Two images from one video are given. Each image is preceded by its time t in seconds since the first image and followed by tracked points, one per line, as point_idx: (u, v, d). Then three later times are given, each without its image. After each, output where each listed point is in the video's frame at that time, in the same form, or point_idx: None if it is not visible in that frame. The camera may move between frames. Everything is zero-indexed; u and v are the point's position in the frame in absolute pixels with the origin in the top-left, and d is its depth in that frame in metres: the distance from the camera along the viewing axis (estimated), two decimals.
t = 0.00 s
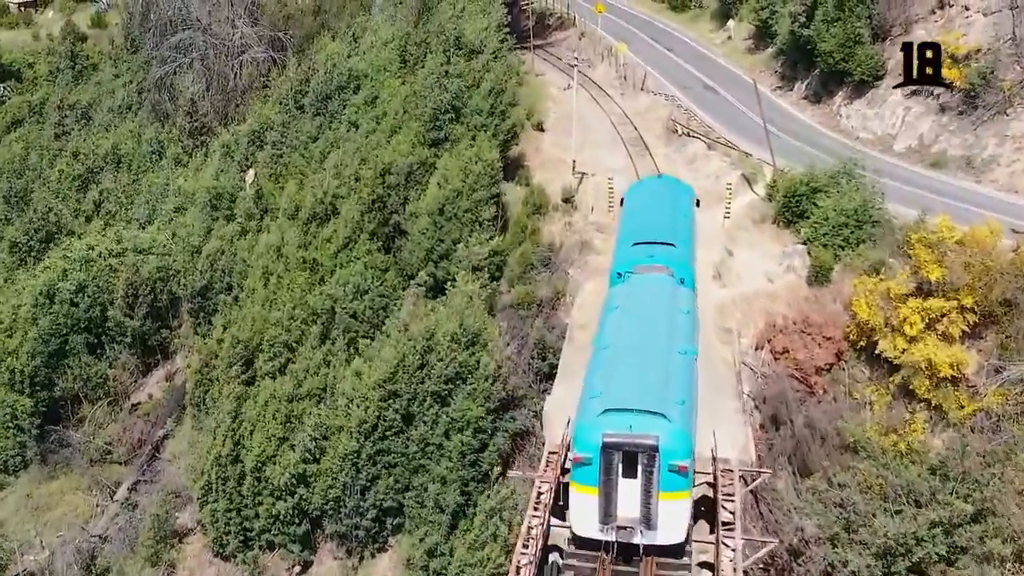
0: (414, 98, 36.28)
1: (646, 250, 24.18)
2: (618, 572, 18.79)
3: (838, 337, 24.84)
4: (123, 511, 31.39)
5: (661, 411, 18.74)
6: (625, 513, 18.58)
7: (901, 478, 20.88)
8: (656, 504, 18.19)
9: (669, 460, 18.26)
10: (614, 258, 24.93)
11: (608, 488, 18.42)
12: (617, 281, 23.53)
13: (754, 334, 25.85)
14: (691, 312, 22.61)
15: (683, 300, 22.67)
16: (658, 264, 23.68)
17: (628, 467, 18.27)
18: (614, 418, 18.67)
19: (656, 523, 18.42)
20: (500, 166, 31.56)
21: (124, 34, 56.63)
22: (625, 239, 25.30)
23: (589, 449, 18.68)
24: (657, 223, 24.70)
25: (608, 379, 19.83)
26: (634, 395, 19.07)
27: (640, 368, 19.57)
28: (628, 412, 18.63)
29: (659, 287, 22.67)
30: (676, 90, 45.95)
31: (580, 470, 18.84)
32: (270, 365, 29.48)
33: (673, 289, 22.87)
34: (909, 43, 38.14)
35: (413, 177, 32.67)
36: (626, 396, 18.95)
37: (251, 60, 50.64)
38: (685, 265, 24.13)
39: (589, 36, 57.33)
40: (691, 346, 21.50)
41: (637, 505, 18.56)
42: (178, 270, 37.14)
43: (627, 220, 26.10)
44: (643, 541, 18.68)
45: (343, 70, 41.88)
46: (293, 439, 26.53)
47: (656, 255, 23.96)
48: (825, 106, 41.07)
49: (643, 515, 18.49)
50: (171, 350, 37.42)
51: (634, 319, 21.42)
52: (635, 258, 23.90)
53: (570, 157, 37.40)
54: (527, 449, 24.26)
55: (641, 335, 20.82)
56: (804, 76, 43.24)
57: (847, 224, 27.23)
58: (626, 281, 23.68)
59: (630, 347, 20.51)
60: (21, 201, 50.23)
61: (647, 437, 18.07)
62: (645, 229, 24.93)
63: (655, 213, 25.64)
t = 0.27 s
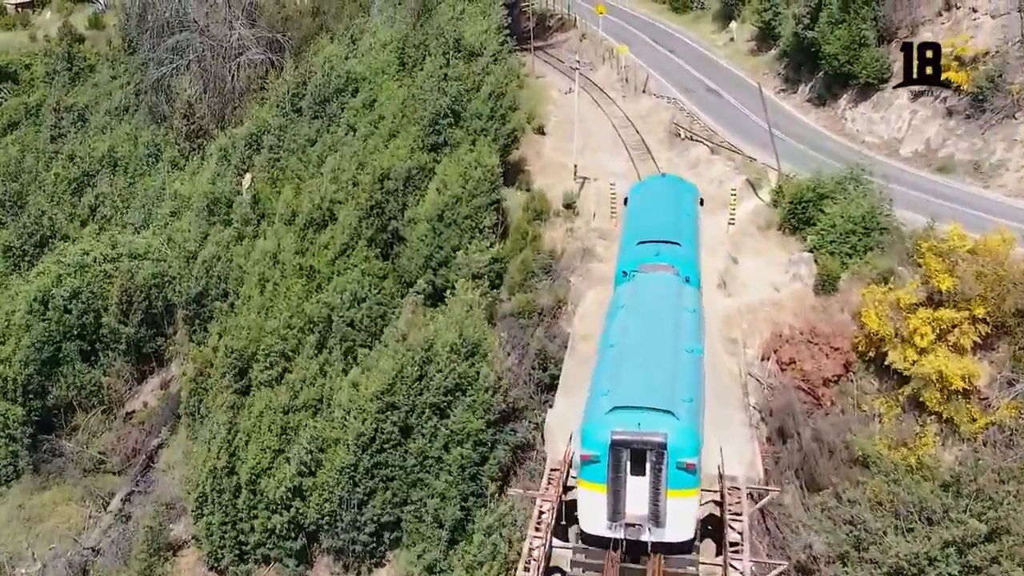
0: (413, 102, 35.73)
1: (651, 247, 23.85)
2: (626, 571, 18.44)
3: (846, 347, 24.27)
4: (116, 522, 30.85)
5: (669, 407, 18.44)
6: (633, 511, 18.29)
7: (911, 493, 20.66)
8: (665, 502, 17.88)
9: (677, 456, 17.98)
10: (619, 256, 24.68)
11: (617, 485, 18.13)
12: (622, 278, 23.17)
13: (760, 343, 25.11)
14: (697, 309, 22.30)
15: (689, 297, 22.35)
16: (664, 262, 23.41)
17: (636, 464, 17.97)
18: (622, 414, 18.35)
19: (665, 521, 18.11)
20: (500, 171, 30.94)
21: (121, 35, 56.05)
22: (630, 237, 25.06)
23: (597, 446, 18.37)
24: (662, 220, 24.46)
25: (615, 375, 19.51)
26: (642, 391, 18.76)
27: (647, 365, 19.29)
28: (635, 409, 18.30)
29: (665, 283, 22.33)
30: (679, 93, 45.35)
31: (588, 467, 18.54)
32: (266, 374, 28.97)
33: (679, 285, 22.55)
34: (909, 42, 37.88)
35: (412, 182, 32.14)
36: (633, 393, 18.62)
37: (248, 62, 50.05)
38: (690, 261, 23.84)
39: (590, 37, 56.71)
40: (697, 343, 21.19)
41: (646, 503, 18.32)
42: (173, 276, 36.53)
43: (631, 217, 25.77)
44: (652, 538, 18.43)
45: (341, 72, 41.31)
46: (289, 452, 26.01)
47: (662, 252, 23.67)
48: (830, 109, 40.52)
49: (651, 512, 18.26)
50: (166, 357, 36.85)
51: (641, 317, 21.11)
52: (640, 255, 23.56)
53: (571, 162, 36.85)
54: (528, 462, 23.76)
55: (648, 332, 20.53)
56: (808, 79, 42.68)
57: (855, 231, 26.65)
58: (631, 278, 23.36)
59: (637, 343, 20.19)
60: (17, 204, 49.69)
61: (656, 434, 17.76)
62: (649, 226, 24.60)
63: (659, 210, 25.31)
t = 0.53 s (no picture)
0: (411, 106, 35.21)
1: (657, 246, 23.65)
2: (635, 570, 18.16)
3: (855, 359, 23.67)
4: (110, 535, 30.28)
5: (678, 406, 18.21)
6: (642, 509, 18.14)
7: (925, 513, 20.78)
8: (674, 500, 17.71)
9: (687, 455, 17.75)
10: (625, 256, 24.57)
11: (626, 484, 17.91)
12: (628, 277, 22.93)
13: (767, 354, 24.56)
14: (705, 306, 22.04)
15: (696, 294, 22.11)
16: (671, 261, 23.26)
17: (645, 463, 17.78)
18: (631, 413, 18.13)
19: (674, 520, 17.92)
20: (500, 176, 30.36)
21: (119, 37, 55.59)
22: (636, 237, 24.97)
23: (605, 445, 18.15)
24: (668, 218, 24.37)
25: (623, 373, 19.29)
26: (650, 390, 18.53)
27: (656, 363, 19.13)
28: (644, 407, 18.13)
29: (672, 281, 22.04)
30: (681, 96, 44.76)
31: (597, 466, 18.36)
32: (261, 384, 28.54)
33: (685, 283, 22.32)
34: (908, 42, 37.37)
35: (410, 188, 31.54)
36: (642, 391, 18.45)
37: (246, 65, 49.52)
38: (696, 259, 23.65)
39: (591, 39, 56.13)
40: (705, 341, 20.95)
41: (655, 501, 18.12)
42: (168, 283, 35.96)
43: (636, 217, 25.57)
44: (660, 537, 18.28)
45: (338, 75, 40.75)
46: (285, 466, 25.47)
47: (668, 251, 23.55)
48: (835, 113, 39.97)
49: (660, 511, 18.08)
50: (161, 365, 36.28)
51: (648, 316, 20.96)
52: (645, 254, 23.34)
53: (573, 167, 36.32)
54: (530, 475, 23.22)
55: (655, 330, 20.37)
56: (813, 82, 42.13)
57: (862, 239, 26.09)
58: (638, 276, 23.13)
59: (644, 341, 19.96)
60: (12, 209, 49.17)
61: (665, 433, 17.53)
62: (655, 225, 24.40)
63: (665, 209, 25.11)
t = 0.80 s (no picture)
0: (411, 111, 34.64)
1: (662, 246, 23.69)
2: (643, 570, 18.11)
3: (864, 372, 23.08)
4: (102, 550, 29.84)
5: (685, 405, 18.31)
6: (651, 509, 18.12)
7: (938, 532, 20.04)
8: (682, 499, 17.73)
9: (694, 454, 17.85)
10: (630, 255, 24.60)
11: (634, 484, 17.97)
12: (633, 276, 22.97)
13: (773, 366, 24.01)
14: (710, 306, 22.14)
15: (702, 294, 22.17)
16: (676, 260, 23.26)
17: (653, 462, 17.82)
18: (639, 413, 18.23)
19: (682, 520, 17.95)
20: (500, 183, 29.80)
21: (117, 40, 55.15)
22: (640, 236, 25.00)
23: (613, 445, 18.21)
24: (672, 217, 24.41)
25: (631, 374, 19.37)
26: (658, 390, 18.62)
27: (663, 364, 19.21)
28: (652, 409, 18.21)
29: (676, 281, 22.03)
30: (684, 100, 44.16)
31: (605, 467, 18.44)
32: (256, 397, 28.14)
33: (691, 283, 22.39)
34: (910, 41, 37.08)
35: (409, 194, 30.95)
36: (649, 392, 18.54)
37: (243, 68, 48.96)
38: (701, 259, 23.70)
39: (592, 42, 55.57)
40: (711, 340, 21.01)
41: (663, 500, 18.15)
42: (163, 291, 35.40)
43: (640, 216, 25.57)
44: (669, 537, 18.21)
45: (336, 79, 40.17)
46: (280, 481, 24.92)
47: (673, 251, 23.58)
48: (840, 117, 39.44)
49: (668, 510, 18.03)
50: (157, 374, 35.73)
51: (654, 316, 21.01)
52: (651, 253, 23.37)
53: (574, 172, 35.78)
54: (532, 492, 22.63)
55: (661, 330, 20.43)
56: (817, 85, 41.54)
57: (871, 248, 25.50)
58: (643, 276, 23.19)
59: (651, 341, 20.02)
60: (7, 214, 48.69)
61: (673, 433, 17.62)
62: (660, 224, 24.42)
63: (669, 208, 25.04)
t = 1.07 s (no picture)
0: (409, 116, 34.02)
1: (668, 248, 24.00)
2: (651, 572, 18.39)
3: (874, 387, 22.61)
4: (94, 566, 29.53)
5: (693, 407, 18.69)
6: (659, 511, 18.36)
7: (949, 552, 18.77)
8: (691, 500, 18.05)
9: (702, 456, 18.22)
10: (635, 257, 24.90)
11: (643, 486, 18.26)
12: (640, 279, 23.30)
13: (781, 381, 23.41)
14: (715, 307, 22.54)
15: (707, 296, 22.52)
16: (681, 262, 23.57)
17: (662, 464, 18.13)
18: (647, 415, 18.63)
19: (690, 521, 18.23)
20: (500, 192, 29.25)
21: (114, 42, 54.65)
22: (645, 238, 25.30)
23: (622, 447, 18.58)
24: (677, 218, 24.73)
25: (639, 376, 19.76)
26: (665, 392, 19.01)
27: (670, 365, 19.57)
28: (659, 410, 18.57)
29: (682, 283, 22.43)
30: (687, 104, 43.59)
31: (614, 468, 18.75)
32: (250, 410, 27.73)
33: (696, 285, 22.74)
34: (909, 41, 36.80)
35: (408, 201, 30.34)
36: (656, 394, 18.90)
37: (241, 72, 48.42)
38: (706, 262, 24.02)
39: (593, 45, 55.02)
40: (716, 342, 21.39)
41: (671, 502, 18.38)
42: (158, 300, 34.82)
43: (645, 219, 25.79)
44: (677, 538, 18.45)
45: (334, 83, 39.57)
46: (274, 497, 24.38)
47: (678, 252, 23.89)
48: (844, 122, 38.90)
49: (677, 511, 18.29)
50: (151, 384, 35.18)
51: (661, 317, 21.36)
52: (657, 256, 23.65)
53: (576, 179, 35.27)
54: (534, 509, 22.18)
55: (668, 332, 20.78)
56: (821, 90, 40.99)
57: (880, 259, 24.92)
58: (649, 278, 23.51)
59: (658, 344, 20.38)
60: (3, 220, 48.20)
61: (681, 435, 17.99)
62: (665, 226, 24.67)
63: (672, 209, 25.37)
